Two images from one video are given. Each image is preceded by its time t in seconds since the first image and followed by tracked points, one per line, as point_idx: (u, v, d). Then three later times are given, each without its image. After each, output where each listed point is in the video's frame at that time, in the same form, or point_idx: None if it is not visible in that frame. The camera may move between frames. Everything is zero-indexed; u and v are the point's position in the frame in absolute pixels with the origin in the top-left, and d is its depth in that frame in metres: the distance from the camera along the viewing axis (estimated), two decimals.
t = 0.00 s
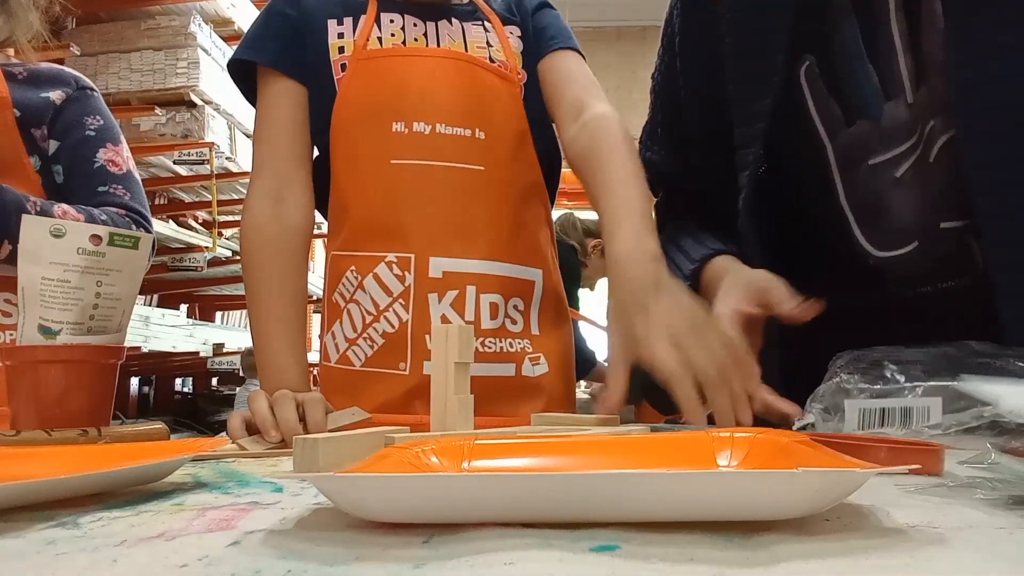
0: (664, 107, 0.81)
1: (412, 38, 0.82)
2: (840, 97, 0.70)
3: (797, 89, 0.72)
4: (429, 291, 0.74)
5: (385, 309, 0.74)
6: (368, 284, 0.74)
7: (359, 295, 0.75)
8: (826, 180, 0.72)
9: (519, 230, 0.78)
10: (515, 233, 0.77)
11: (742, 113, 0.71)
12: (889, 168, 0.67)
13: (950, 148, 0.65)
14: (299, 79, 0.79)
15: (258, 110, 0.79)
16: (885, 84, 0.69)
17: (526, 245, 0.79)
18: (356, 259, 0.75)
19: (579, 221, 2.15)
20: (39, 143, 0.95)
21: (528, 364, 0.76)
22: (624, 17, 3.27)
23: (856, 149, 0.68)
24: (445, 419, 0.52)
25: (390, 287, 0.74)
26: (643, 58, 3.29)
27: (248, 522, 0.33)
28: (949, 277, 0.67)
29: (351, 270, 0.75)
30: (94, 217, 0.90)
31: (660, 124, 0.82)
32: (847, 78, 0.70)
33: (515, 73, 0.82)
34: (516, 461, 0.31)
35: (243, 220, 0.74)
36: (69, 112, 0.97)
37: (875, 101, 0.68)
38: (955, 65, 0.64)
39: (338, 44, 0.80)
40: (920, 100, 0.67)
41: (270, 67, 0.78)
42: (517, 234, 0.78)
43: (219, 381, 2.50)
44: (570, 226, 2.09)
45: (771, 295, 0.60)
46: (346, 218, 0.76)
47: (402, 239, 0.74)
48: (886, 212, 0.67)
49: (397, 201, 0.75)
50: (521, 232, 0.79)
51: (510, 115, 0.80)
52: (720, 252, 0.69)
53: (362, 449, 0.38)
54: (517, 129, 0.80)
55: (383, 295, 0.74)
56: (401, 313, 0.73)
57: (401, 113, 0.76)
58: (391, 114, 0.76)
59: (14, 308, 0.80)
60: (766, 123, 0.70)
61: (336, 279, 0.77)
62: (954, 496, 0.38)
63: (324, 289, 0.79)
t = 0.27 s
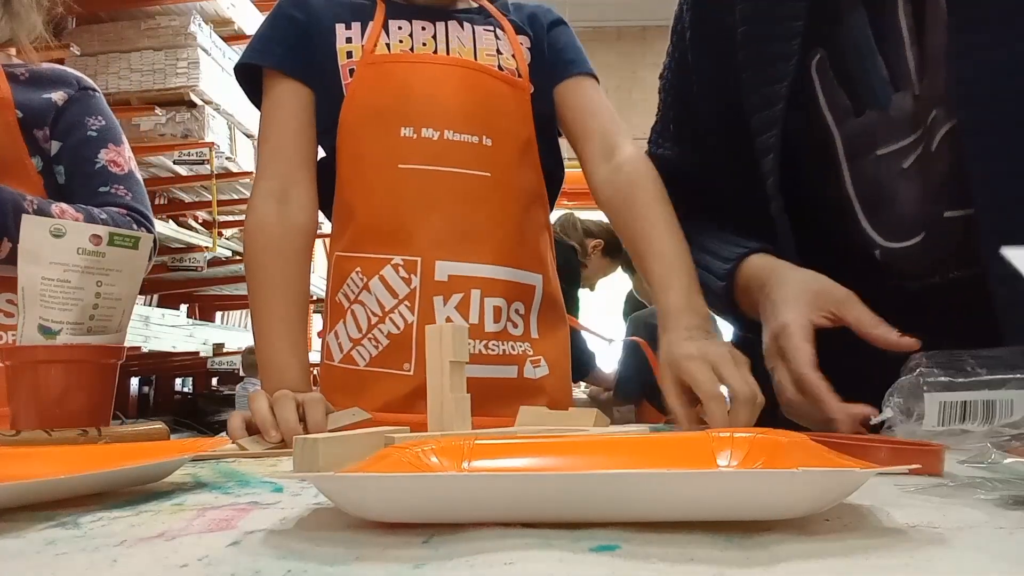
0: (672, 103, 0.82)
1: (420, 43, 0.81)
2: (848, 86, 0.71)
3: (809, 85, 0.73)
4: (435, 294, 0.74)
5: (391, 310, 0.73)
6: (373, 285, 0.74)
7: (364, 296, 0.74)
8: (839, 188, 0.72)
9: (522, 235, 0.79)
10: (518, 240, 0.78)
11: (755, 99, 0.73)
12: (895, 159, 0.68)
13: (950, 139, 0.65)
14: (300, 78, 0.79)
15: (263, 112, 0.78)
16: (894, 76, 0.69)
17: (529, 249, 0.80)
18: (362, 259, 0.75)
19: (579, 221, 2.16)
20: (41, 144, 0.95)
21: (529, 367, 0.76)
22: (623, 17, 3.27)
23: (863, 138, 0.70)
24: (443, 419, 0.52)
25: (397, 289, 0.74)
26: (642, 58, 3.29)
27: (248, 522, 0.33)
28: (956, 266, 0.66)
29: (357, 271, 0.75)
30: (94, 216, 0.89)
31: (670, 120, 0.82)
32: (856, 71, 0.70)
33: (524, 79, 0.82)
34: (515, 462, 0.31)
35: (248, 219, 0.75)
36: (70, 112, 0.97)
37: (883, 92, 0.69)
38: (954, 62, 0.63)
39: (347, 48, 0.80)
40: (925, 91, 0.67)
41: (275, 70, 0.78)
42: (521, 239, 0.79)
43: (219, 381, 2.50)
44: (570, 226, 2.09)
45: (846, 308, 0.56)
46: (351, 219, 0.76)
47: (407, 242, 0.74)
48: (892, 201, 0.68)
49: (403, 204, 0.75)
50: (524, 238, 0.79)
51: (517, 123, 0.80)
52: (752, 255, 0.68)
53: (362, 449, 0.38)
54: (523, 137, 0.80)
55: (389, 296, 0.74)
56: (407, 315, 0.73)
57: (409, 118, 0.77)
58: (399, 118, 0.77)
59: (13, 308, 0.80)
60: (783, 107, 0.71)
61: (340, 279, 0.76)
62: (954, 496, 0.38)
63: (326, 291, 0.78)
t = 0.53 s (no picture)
0: (681, 96, 0.80)
1: (429, 52, 0.81)
2: (858, 78, 0.71)
3: (818, 78, 0.73)
4: (446, 295, 0.74)
5: (402, 310, 0.73)
6: (384, 285, 0.74)
7: (374, 296, 0.74)
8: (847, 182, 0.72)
9: (527, 238, 0.79)
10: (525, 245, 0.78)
11: (766, 90, 0.72)
12: (902, 149, 0.68)
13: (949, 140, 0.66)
14: (309, 85, 0.78)
15: (267, 115, 0.78)
16: (901, 65, 0.70)
17: (535, 252, 0.80)
18: (371, 260, 0.74)
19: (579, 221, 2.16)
20: (46, 143, 0.95)
21: (535, 366, 0.76)
22: (623, 17, 3.27)
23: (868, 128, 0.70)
24: (443, 419, 0.52)
25: (408, 289, 0.74)
26: (642, 57, 3.29)
27: (248, 522, 0.33)
28: (958, 258, 0.67)
29: (367, 271, 0.74)
30: (98, 214, 0.89)
31: (679, 110, 0.81)
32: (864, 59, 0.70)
33: (530, 87, 0.83)
34: (516, 462, 0.31)
35: (255, 220, 0.74)
36: (75, 111, 0.96)
37: (891, 81, 0.70)
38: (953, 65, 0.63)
39: (357, 54, 0.79)
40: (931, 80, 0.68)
41: (283, 76, 0.77)
42: (527, 242, 0.79)
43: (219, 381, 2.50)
44: (569, 225, 2.09)
45: (852, 300, 0.55)
46: (361, 220, 0.75)
47: (418, 244, 0.74)
48: (899, 191, 0.68)
49: (413, 207, 0.75)
50: (530, 242, 0.79)
51: (524, 129, 0.81)
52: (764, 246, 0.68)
53: (362, 449, 0.38)
54: (529, 146, 0.81)
55: (400, 296, 0.74)
56: (418, 315, 0.73)
57: (419, 123, 0.77)
58: (409, 122, 0.77)
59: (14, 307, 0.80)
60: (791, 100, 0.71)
61: (348, 279, 0.76)
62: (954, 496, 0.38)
63: (334, 290, 0.77)
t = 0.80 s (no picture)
0: (687, 87, 0.81)
1: (431, 58, 0.81)
2: (847, 60, 0.71)
3: (811, 64, 0.72)
4: (450, 296, 0.74)
5: (407, 311, 0.73)
6: (389, 287, 0.74)
7: (379, 297, 0.74)
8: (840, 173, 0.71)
9: (527, 240, 0.79)
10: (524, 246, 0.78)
11: (758, 70, 0.74)
12: (891, 132, 0.68)
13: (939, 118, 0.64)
14: (318, 94, 0.79)
15: (269, 120, 0.78)
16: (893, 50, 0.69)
17: (534, 255, 0.80)
18: (374, 262, 0.75)
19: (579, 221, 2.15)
20: (54, 144, 0.94)
21: (536, 365, 0.76)
22: (623, 17, 3.27)
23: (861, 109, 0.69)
24: (443, 419, 0.52)
25: (412, 290, 0.74)
26: (643, 57, 3.29)
27: (248, 522, 0.33)
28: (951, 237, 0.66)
29: (372, 273, 0.74)
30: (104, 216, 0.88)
31: (685, 101, 0.81)
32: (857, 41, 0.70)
33: (530, 94, 0.83)
34: (516, 462, 0.31)
35: (257, 222, 0.74)
36: (83, 111, 0.95)
37: (883, 65, 0.69)
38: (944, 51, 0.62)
39: (361, 61, 0.79)
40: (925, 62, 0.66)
41: (285, 83, 0.77)
42: (528, 245, 0.79)
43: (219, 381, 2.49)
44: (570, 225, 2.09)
45: (820, 254, 0.54)
46: (365, 222, 0.75)
47: (421, 245, 0.74)
48: (888, 173, 0.68)
49: (416, 210, 0.75)
50: (530, 245, 0.79)
51: (525, 135, 0.81)
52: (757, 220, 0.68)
53: (362, 449, 0.38)
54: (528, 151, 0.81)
55: (405, 297, 0.74)
56: (423, 317, 0.73)
57: (421, 127, 0.77)
58: (413, 126, 0.77)
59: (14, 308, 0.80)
60: (780, 78, 0.71)
61: (351, 281, 0.75)
62: (954, 496, 0.38)
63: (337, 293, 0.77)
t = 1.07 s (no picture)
0: (691, 83, 0.83)
1: (428, 60, 0.81)
2: (858, 51, 0.71)
3: (818, 54, 0.73)
4: (444, 299, 0.74)
5: (401, 313, 0.73)
6: (384, 290, 0.74)
7: (374, 300, 0.74)
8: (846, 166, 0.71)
9: (523, 242, 0.79)
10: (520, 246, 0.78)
11: (769, 58, 0.74)
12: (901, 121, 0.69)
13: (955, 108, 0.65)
14: (316, 92, 0.79)
15: (270, 121, 0.78)
16: (902, 35, 0.69)
17: (531, 256, 0.80)
18: (370, 265, 0.74)
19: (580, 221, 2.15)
20: (60, 144, 0.94)
21: (530, 367, 0.76)
22: (623, 17, 3.26)
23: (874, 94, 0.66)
24: (443, 419, 0.52)
25: (407, 293, 0.74)
26: (643, 57, 3.29)
27: (248, 522, 0.33)
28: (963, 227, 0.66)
29: (367, 275, 0.74)
30: (111, 217, 0.89)
31: (691, 96, 0.82)
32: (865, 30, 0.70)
33: (528, 94, 0.83)
34: (517, 461, 0.31)
35: (256, 224, 0.74)
36: (90, 113, 0.95)
37: (894, 51, 0.68)
38: (952, 45, 0.64)
39: (359, 64, 0.79)
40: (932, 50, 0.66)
41: (286, 84, 0.77)
42: (524, 246, 0.79)
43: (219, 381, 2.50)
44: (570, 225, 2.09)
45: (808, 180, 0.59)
46: (361, 226, 0.75)
47: (417, 248, 0.74)
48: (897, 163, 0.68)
49: (413, 213, 0.75)
50: (527, 247, 0.79)
51: (521, 136, 0.81)
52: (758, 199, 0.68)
53: (362, 449, 0.38)
54: (525, 152, 0.81)
55: (399, 300, 0.74)
56: (417, 319, 0.73)
57: (419, 130, 0.76)
58: (409, 128, 0.76)
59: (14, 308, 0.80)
60: (791, 65, 0.72)
61: (348, 283, 0.76)
62: (955, 497, 0.38)
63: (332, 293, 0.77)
